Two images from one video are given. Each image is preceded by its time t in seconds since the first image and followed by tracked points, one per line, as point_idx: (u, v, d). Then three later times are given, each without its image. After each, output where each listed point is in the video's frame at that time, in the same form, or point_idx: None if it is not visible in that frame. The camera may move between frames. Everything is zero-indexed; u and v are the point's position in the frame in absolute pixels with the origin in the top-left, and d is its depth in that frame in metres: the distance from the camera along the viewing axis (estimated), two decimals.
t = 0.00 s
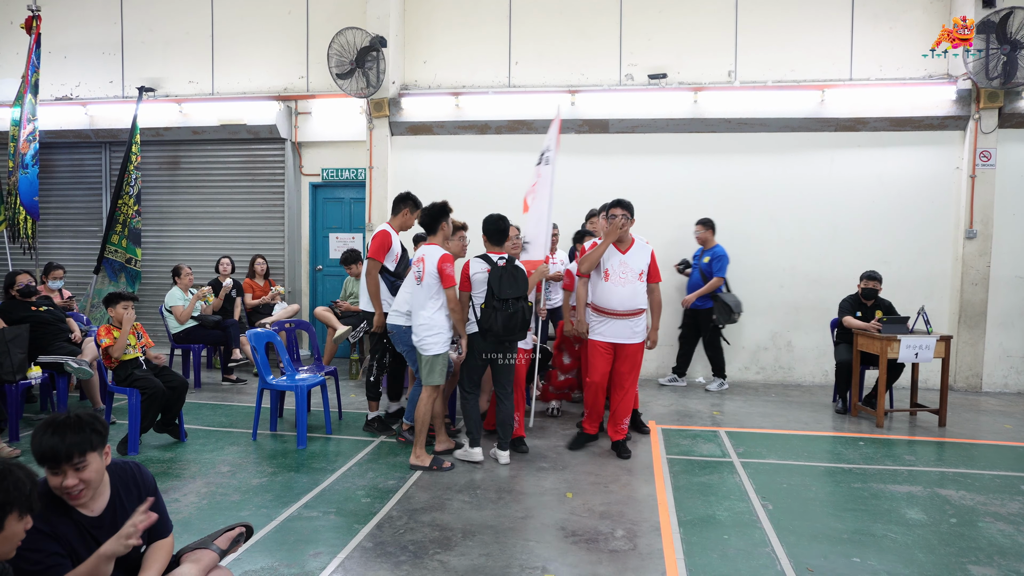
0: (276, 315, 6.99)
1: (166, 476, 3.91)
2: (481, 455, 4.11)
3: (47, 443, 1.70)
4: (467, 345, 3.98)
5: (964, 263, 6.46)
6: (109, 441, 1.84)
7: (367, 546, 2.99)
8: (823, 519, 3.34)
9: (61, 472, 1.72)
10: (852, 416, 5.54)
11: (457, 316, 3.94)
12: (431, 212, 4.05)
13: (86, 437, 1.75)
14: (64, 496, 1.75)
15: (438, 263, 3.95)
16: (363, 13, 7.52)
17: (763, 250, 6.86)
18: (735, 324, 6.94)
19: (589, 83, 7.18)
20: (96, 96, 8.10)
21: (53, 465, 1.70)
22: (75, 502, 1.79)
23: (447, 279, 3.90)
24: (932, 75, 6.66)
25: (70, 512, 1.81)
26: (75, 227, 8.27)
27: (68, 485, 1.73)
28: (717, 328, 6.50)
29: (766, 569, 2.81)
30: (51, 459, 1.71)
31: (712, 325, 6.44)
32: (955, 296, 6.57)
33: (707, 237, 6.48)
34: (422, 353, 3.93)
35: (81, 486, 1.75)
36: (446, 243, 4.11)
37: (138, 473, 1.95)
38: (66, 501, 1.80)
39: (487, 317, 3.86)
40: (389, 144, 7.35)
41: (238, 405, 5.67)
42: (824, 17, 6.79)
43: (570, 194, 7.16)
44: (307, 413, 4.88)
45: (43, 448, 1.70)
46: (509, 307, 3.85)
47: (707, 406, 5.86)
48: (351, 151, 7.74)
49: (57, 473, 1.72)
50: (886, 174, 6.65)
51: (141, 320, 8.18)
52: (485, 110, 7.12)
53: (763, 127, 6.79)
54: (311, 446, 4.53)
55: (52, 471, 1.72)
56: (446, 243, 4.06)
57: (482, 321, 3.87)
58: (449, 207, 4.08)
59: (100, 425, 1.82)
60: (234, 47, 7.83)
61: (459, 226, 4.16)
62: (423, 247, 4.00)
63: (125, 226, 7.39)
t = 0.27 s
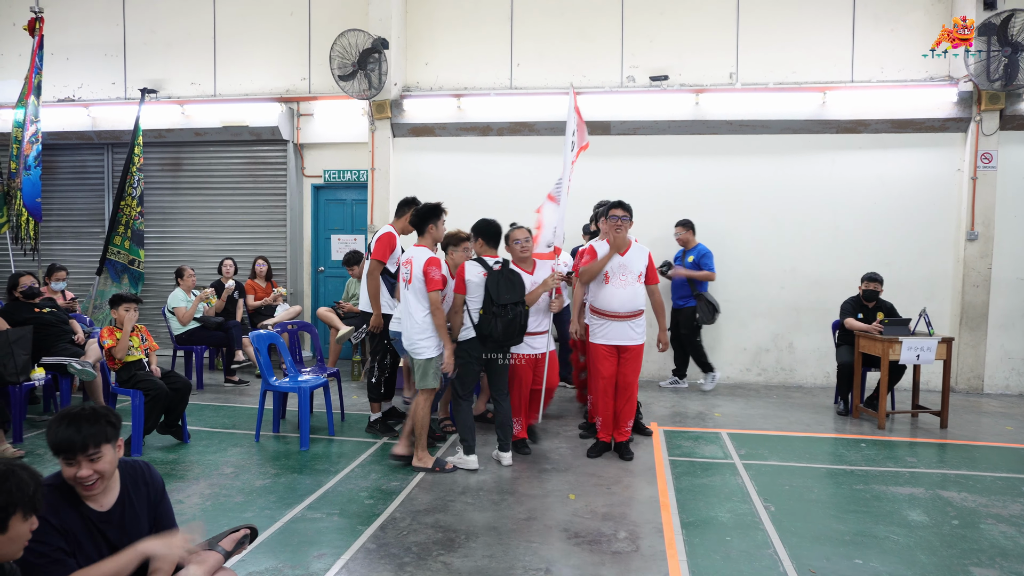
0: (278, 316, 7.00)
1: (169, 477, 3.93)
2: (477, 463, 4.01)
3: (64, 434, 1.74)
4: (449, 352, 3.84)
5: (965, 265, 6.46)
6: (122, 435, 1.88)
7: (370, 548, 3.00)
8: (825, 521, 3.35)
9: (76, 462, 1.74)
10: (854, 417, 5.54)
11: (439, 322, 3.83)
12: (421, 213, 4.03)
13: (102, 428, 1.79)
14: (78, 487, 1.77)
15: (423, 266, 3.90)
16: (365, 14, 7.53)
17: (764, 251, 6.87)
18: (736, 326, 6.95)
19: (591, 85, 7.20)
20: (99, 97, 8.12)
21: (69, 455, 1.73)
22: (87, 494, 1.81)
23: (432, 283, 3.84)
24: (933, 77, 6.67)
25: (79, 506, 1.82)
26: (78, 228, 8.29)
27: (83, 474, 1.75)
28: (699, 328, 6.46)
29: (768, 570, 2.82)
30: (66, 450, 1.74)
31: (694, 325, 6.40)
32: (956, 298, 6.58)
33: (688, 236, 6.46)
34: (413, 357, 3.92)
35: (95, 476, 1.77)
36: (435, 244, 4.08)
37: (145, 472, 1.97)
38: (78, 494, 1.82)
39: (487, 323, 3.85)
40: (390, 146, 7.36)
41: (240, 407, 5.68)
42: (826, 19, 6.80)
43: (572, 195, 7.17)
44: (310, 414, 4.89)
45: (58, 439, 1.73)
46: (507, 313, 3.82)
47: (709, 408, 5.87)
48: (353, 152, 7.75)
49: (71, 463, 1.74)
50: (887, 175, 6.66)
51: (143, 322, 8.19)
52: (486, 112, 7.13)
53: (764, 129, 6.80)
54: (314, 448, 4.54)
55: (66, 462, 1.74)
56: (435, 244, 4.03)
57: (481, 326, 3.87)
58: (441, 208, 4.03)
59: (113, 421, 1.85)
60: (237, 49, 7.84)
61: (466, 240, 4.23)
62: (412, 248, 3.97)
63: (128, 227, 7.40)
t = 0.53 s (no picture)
0: (280, 317, 7.02)
1: (173, 478, 3.95)
2: (479, 465, 4.07)
3: (84, 430, 1.76)
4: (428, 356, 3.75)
5: (965, 267, 6.49)
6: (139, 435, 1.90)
7: (374, 549, 3.02)
8: (826, 522, 3.37)
9: (93, 458, 1.76)
10: (854, 419, 5.57)
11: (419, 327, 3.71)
12: (406, 217, 3.96)
13: (120, 426, 1.82)
14: (94, 482, 1.78)
15: (408, 268, 3.79)
16: (367, 16, 7.56)
17: (765, 253, 6.89)
18: (736, 327, 6.98)
19: (591, 87, 7.22)
20: (101, 99, 8.14)
21: (88, 451, 1.76)
22: (102, 491, 1.82)
23: (414, 287, 3.74)
24: (933, 79, 6.70)
25: (93, 503, 1.85)
26: (80, 230, 8.31)
27: (99, 470, 1.77)
28: (693, 326, 6.60)
29: (769, 572, 2.84)
30: (85, 445, 1.76)
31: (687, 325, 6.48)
32: (956, 300, 6.60)
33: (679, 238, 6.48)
34: (400, 362, 3.83)
35: (111, 473, 1.79)
36: (420, 248, 3.97)
37: (158, 473, 1.98)
38: (93, 491, 1.84)
39: (481, 320, 3.85)
40: (392, 147, 7.39)
41: (242, 408, 5.70)
42: (825, 21, 6.83)
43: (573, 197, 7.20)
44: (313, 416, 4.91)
45: (78, 434, 1.76)
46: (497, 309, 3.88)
47: (710, 409, 5.90)
48: (355, 153, 7.77)
49: (89, 459, 1.77)
50: (887, 178, 6.68)
51: (145, 323, 8.22)
52: (487, 114, 7.16)
53: (765, 131, 6.82)
54: (317, 449, 4.56)
55: (84, 457, 1.76)
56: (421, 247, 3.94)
57: (476, 324, 3.86)
58: (427, 212, 3.96)
59: (130, 419, 1.88)
60: (238, 50, 7.86)
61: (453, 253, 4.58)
62: (396, 252, 3.86)
63: (130, 229, 7.43)
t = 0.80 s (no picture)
0: (281, 321, 7.04)
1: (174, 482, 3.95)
2: (479, 469, 4.11)
3: (99, 428, 1.80)
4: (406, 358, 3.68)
5: (965, 271, 6.49)
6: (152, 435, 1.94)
7: (375, 553, 3.02)
8: (826, 526, 3.38)
9: (106, 455, 1.79)
10: (854, 423, 5.57)
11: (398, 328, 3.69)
12: (395, 222, 3.93)
13: (134, 426, 1.86)
14: (105, 480, 1.80)
15: (390, 270, 3.75)
16: (368, 21, 7.58)
17: (765, 256, 6.90)
18: (737, 331, 6.98)
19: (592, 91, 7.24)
20: (103, 103, 8.16)
21: (102, 448, 1.79)
22: (112, 489, 1.84)
23: (396, 289, 3.70)
24: (933, 83, 6.71)
25: (103, 501, 1.86)
26: (81, 233, 8.33)
27: (112, 468, 1.80)
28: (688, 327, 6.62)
29: None
30: (100, 442, 1.79)
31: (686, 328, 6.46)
32: (956, 303, 6.61)
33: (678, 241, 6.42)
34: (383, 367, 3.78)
35: (123, 471, 1.81)
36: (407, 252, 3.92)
37: (167, 476, 2.00)
38: (104, 489, 1.86)
39: (486, 318, 3.88)
40: (393, 151, 7.41)
41: (243, 411, 5.71)
42: (826, 25, 6.85)
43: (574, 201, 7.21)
44: (314, 420, 4.91)
45: (94, 430, 1.80)
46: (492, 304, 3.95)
47: (710, 413, 5.90)
48: (356, 157, 7.78)
49: (102, 456, 1.80)
50: (887, 181, 6.70)
51: (146, 326, 8.23)
52: (488, 118, 7.18)
53: (765, 135, 6.84)
54: (317, 453, 4.57)
55: (98, 454, 1.79)
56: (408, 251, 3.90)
57: (481, 323, 3.87)
58: (415, 216, 3.94)
59: (146, 419, 1.92)
60: (240, 54, 7.89)
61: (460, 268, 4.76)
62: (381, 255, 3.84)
63: (132, 233, 7.45)
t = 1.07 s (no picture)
0: (281, 325, 7.03)
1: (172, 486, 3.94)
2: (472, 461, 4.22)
3: (102, 431, 1.78)
4: (383, 360, 3.55)
5: (965, 274, 6.48)
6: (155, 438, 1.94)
7: (373, 557, 3.01)
8: (826, 530, 3.36)
9: (109, 459, 1.78)
10: (854, 427, 5.55)
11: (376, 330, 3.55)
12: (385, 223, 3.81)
13: (137, 430, 1.85)
14: (107, 484, 1.78)
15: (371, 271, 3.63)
16: (368, 26, 7.61)
17: (765, 260, 6.90)
18: (737, 335, 6.97)
19: (592, 95, 7.26)
20: (103, 107, 8.18)
21: (105, 452, 1.77)
22: (114, 493, 1.83)
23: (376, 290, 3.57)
24: (933, 87, 6.72)
25: (104, 506, 1.84)
26: (81, 238, 8.34)
27: (114, 471, 1.78)
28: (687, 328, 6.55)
29: None
30: (103, 445, 1.78)
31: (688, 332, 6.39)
32: (956, 307, 6.60)
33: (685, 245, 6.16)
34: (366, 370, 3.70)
35: (125, 475, 1.79)
36: (396, 254, 3.82)
37: (167, 480, 1.99)
38: (106, 493, 1.84)
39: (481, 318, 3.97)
40: (393, 156, 7.42)
41: (243, 416, 5.70)
42: (825, 30, 6.86)
43: (573, 205, 7.22)
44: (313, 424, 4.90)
45: (97, 434, 1.78)
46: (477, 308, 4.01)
47: (710, 417, 5.89)
48: (356, 162, 7.78)
49: (105, 460, 1.78)
50: (887, 185, 6.70)
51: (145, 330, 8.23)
52: (488, 122, 7.19)
53: (765, 139, 6.84)
54: (316, 457, 4.56)
55: (100, 458, 1.77)
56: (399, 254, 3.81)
57: (478, 323, 3.96)
58: (405, 217, 3.79)
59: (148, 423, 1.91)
60: (240, 59, 7.91)
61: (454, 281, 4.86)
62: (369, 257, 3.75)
63: (133, 237, 7.47)
